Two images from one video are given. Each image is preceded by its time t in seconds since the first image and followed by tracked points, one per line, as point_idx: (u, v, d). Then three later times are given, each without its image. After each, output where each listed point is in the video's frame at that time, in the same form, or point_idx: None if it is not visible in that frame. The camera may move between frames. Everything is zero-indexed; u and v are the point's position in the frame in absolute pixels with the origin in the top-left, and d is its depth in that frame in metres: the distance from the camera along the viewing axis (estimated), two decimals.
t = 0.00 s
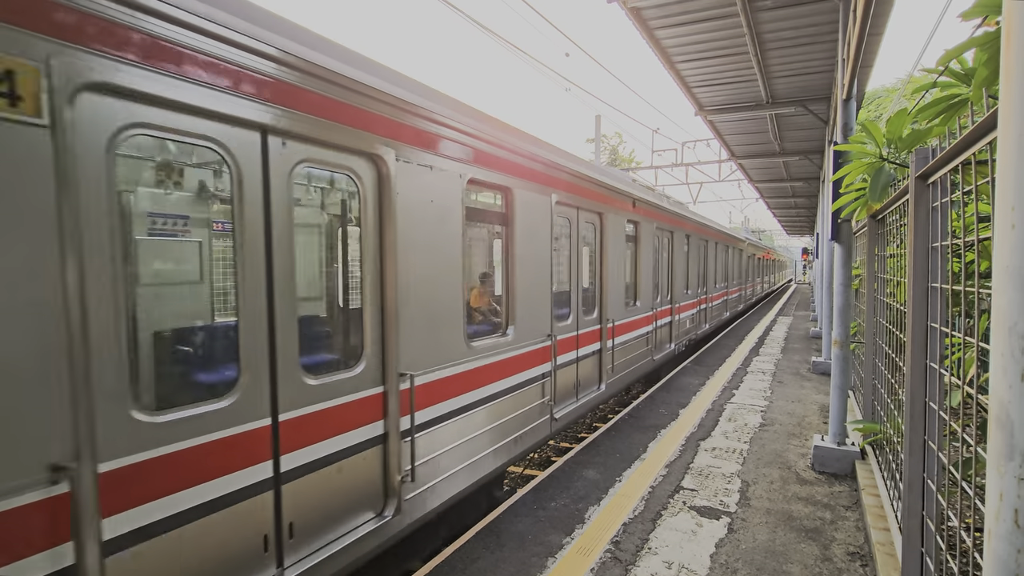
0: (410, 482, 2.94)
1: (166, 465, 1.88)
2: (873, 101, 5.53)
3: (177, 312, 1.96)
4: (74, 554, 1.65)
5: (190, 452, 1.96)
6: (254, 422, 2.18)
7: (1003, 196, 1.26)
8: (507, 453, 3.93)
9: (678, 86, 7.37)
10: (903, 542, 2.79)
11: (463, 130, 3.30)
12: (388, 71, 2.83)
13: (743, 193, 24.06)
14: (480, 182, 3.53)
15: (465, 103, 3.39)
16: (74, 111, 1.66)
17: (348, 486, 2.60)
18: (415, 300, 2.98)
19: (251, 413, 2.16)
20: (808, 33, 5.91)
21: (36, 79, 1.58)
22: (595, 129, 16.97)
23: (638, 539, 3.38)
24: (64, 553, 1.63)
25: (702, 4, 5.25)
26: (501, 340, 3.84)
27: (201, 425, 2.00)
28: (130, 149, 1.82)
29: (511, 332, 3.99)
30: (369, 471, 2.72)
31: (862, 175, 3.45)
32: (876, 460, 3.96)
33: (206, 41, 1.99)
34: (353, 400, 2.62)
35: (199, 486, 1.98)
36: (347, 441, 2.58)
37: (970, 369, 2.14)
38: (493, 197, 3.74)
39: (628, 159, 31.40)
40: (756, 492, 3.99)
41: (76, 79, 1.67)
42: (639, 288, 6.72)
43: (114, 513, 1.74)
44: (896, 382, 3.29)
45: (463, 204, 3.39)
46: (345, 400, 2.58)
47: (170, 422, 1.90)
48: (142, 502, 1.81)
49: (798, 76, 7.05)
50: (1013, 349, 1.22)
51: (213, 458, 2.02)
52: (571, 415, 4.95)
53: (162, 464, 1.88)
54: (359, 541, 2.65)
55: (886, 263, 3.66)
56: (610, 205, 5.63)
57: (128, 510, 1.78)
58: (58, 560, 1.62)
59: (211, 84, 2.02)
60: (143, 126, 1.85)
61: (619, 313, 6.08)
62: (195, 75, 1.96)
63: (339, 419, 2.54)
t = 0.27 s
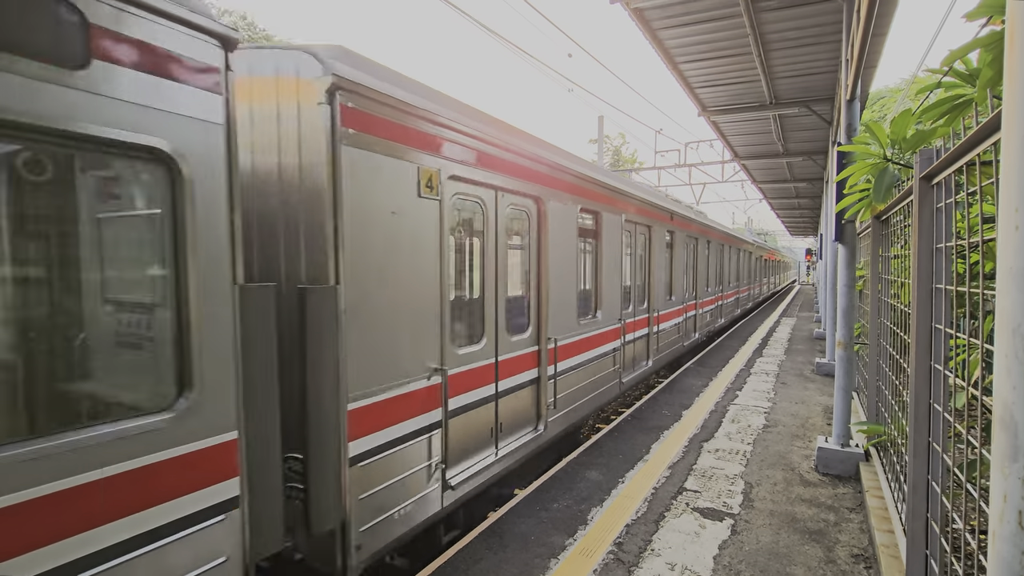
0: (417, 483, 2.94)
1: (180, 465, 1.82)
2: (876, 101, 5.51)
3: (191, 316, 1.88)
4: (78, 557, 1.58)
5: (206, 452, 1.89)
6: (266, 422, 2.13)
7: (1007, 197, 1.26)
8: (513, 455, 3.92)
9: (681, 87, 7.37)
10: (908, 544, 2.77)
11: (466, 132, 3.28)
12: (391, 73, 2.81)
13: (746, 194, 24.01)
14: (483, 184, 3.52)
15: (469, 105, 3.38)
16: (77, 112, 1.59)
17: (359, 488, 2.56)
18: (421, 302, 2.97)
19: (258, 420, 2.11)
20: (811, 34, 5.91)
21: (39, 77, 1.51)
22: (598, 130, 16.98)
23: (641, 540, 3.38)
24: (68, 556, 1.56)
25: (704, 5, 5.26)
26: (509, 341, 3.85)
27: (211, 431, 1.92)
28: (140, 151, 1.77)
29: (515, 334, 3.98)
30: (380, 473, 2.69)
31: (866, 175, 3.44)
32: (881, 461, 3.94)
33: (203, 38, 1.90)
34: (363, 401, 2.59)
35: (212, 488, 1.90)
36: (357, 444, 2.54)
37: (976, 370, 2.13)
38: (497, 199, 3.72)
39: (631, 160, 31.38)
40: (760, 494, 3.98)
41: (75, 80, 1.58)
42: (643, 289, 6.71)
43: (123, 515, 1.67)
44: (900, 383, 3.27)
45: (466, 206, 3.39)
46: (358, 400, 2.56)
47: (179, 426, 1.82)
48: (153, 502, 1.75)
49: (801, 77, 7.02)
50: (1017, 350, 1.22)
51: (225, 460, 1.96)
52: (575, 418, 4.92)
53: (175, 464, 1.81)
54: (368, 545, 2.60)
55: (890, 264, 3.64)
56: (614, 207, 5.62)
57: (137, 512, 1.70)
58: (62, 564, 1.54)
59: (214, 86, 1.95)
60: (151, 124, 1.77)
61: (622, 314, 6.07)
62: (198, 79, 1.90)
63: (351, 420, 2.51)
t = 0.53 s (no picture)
0: (421, 482, 2.92)
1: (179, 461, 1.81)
2: (882, 102, 5.49)
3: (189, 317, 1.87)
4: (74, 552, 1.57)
5: (204, 449, 1.88)
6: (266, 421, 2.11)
7: (1016, 198, 1.25)
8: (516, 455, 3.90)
9: (686, 87, 7.36)
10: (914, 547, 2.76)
11: (468, 134, 3.24)
12: (391, 73, 2.80)
13: (751, 195, 23.93)
14: (488, 186, 3.50)
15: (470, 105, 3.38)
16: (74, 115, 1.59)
17: (360, 486, 2.53)
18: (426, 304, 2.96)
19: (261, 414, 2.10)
20: (816, 34, 5.89)
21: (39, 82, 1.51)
22: (602, 130, 16.95)
23: (645, 542, 3.37)
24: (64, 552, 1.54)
25: (709, 6, 5.25)
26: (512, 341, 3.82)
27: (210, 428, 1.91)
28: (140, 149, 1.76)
29: (522, 334, 3.96)
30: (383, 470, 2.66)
31: (872, 176, 3.43)
32: (887, 463, 3.92)
33: (202, 37, 1.90)
34: (366, 400, 2.56)
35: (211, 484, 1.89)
36: (359, 441, 2.51)
37: (983, 372, 2.12)
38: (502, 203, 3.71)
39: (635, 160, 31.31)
40: (765, 496, 3.97)
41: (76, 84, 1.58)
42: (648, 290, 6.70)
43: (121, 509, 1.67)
44: (907, 385, 3.25)
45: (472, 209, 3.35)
46: (361, 398, 2.54)
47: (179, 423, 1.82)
48: (152, 498, 1.74)
49: (806, 77, 7.00)
50: None
51: (227, 460, 1.93)
52: (582, 418, 4.93)
53: (174, 461, 1.80)
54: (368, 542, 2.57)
55: (896, 265, 3.62)
56: (618, 208, 5.60)
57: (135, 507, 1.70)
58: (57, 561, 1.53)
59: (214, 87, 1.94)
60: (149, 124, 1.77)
61: (628, 314, 6.07)
62: (200, 81, 1.89)
63: (353, 417, 2.48)
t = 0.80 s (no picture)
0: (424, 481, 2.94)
1: (177, 465, 1.82)
2: (890, 102, 5.45)
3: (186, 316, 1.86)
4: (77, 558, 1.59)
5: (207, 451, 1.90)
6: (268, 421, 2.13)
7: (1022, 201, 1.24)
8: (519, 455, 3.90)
9: (692, 88, 7.33)
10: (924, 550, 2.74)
11: (472, 135, 3.25)
12: (397, 74, 2.82)
13: (758, 196, 23.78)
14: (493, 188, 3.52)
15: (474, 106, 3.39)
16: (75, 114, 1.61)
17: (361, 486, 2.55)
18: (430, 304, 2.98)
19: (269, 414, 2.13)
20: (823, 34, 5.86)
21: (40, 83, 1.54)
22: (608, 131, 16.94)
23: (651, 544, 3.37)
24: (68, 557, 1.57)
25: (715, 6, 5.23)
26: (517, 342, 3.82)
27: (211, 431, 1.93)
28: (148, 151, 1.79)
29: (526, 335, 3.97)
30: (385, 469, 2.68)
31: (880, 177, 3.40)
32: (895, 466, 3.89)
33: (212, 39, 1.94)
34: (364, 398, 2.59)
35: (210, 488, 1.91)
36: (357, 440, 2.54)
37: (993, 374, 2.10)
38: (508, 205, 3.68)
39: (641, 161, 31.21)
40: (772, 498, 3.95)
41: (83, 85, 1.63)
42: (653, 291, 6.68)
43: (122, 515, 1.68)
44: (916, 387, 3.22)
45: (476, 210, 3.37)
46: (357, 397, 2.56)
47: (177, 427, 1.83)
48: (152, 503, 1.75)
49: (813, 77, 6.95)
50: None
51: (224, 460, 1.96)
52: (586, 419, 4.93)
53: (173, 465, 1.81)
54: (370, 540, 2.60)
55: (904, 266, 3.60)
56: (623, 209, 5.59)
57: (136, 512, 1.71)
58: (63, 565, 1.56)
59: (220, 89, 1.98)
60: (150, 125, 1.78)
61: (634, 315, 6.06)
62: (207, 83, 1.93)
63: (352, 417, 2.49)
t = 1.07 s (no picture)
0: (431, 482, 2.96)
1: (183, 466, 1.86)
2: (900, 101, 5.39)
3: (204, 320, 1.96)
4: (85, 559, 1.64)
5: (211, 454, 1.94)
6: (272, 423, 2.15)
7: None
8: (525, 458, 3.90)
9: (699, 88, 7.31)
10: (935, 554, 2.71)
11: (478, 136, 3.26)
12: (405, 76, 2.84)
13: (766, 196, 23.59)
14: (499, 189, 3.53)
15: (482, 107, 3.40)
16: (87, 116, 1.67)
17: (368, 489, 2.57)
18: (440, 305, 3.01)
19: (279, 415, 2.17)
20: (832, 33, 5.81)
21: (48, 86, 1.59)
22: (614, 132, 16.91)
23: (658, 546, 3.37)
24: (78, 557, 1.62)
25: (723, 6, 5.21)
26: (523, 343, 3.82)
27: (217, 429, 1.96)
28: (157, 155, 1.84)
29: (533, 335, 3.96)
30: (394, 471, 2.70)
31: (890, 177, 3.37)
32: (906, 469, 3.85)
33: (220, 41, 1.98)
34: (373, 402, 2.59)
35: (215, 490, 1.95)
36: (366, 444, 2.54)
37: (1005, 377, 2.09)
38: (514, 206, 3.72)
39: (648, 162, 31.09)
40: (780, 500, 3.92)
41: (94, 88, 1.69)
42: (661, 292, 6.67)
43: (129, 516, 1.73)
44: (926, 389, 3.19)
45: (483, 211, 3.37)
46: (366, 400, 2.56)
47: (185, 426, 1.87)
48: (159, 503, 1.80)
49: (821, 77, 6.90)
50: None
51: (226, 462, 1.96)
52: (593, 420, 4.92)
53: (177, 467, 1.86)
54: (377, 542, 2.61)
55: (914, 267, 3.57)
56: (630, 210, 5.60)
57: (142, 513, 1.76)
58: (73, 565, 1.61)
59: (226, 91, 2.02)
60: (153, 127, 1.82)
61: (641, 316, 6.05)
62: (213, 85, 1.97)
63: (361, 421, 2.52)
